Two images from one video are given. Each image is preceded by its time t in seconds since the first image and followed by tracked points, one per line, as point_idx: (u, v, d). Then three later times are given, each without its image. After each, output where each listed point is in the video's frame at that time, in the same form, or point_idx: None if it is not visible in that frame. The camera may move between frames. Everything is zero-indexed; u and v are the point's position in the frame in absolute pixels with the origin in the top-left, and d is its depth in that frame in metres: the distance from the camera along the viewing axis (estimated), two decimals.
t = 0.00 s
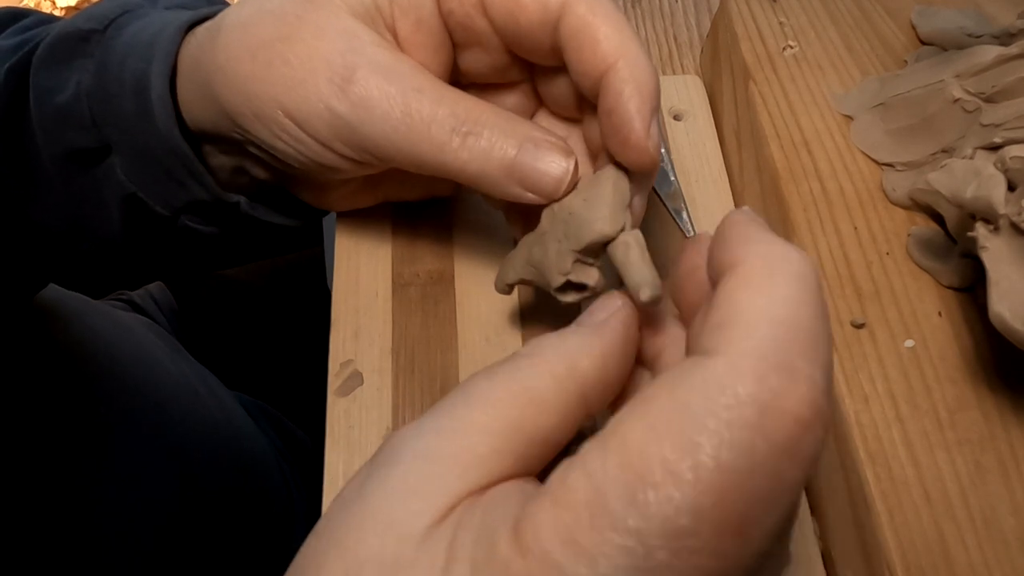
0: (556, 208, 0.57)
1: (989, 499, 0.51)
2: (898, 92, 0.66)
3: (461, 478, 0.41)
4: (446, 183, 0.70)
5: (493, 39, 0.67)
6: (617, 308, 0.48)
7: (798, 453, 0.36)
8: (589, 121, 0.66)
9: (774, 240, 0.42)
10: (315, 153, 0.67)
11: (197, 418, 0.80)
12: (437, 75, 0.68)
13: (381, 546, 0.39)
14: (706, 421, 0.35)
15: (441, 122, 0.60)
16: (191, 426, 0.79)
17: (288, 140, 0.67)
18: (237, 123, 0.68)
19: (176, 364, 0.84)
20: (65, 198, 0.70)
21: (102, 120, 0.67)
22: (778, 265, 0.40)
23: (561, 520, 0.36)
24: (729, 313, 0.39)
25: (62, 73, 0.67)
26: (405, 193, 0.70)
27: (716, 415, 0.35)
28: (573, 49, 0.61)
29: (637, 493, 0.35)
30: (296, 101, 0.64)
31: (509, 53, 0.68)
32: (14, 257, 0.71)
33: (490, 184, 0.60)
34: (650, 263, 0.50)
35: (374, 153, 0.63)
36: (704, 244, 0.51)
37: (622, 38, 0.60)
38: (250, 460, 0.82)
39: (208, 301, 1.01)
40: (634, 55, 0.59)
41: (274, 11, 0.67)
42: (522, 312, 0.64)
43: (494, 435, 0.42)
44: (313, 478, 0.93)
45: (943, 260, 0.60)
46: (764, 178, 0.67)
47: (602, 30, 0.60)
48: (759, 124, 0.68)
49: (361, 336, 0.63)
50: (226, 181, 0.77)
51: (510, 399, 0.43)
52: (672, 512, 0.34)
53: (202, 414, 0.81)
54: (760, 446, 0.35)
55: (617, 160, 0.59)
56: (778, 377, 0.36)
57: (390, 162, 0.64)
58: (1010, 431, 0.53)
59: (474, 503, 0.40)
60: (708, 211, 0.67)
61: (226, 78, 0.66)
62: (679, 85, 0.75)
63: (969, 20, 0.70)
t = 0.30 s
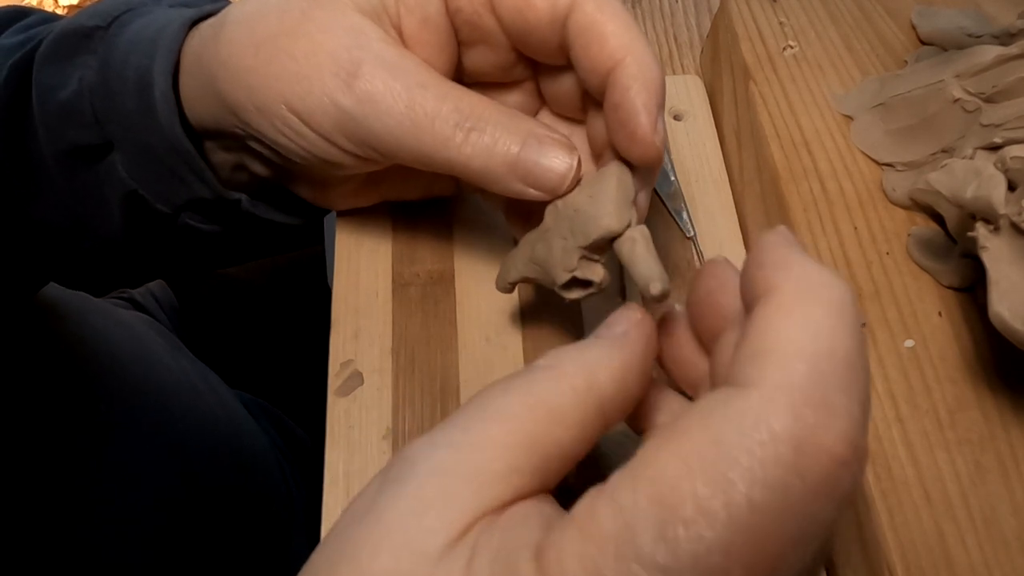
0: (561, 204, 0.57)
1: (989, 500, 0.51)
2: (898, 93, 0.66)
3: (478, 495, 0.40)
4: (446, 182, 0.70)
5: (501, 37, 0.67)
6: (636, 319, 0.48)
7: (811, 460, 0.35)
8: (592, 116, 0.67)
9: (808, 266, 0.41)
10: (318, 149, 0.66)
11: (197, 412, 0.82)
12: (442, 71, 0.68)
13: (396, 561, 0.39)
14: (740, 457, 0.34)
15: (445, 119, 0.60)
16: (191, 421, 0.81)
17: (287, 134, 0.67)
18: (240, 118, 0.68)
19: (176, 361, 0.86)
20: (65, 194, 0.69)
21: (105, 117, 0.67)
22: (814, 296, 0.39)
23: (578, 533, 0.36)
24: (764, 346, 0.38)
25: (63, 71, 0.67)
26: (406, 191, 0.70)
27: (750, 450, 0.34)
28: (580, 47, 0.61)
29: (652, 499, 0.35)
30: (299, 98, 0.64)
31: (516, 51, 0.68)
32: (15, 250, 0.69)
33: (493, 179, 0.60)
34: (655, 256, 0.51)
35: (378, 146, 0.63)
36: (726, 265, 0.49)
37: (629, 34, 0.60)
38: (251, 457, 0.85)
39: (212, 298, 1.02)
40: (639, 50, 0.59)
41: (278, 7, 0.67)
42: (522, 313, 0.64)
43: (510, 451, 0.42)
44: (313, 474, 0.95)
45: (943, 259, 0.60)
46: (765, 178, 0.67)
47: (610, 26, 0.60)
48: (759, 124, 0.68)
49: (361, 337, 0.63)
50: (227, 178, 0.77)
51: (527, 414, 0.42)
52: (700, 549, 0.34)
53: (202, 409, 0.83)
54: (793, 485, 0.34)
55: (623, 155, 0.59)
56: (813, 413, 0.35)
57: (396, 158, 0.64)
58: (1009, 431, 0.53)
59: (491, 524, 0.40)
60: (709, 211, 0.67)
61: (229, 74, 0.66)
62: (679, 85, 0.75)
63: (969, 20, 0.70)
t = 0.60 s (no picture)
0: (561, 213, 0.57)
1: (989, 499, 0.51)
2: (898, 92, 0.66)
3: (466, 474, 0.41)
4: (446, 185, 0.70)
5: (501, 41, 0.67)
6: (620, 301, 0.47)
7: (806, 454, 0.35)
8: (592, 124, 0.66)
9: (780, 237, 0.42)
10: (319, 152, 0.66)
11: (196, 412, 0.82)
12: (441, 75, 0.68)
13: (384, 538, 0.39)
14: (707, 418, 0.34)
15: (446, 127, 0.60)
16: (191, 421, 0.81)
17: (284, 134, 0.67)
18: (239, 120, 0.68)
19: (176, 361, 0.86)
20: (65, 193, 0.69)
21: (105, 117, 0.67)
22: (782, 263, 0.40)
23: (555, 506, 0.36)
24: (733, 310, 0.38)
25: (63, 71, 0.67)
26: (405, 193, 0.69)
27: (716, 411, 0.34)
28: (581, 55, 0.61)
29: (629, 473, 0.35)
30: (300, 99, 0.64)
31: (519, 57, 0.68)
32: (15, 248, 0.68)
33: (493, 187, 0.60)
34: (657, 269, 0.52)
35: (378, 151, 0.63)
36: (706, 249, 0.50)
37: (630, 43, 0.60)
38: (251, 457, 0.85)
39: (213, 297, 1.02)
40: (640, 59, 0.59)
41: (279, 8, 0.67)
42: (522, 316, 0.64)
43: (499, 430, 0.42)
44: (312, 474, 0.95)
45: (943, 260, 0.60)
46: (765, 178, 0.67)
47: (612, 35, 0.60)
48: (759, 123, 0.68)
49: (361, 337, 0.63)
50: (227, 179, 0.77)
51: (515, 396, 0.43)
52: (669, 507, 0.34)
53: (202, 409, 0.83)
54: (759, 442, 0.34)
55: (623, 165, 0.60)
56: (780, 372, 0.35)
57: (395, 164, 0.64)
58: (1009, 431, 0.53)
59: (478, 497, 0.40)
60: (708, 211, 0.67)
61: (229, 74, 0.66)
62: (679, 85, 0.75)
63: (969, 20, 0.70)
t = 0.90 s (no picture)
0: (559, 215, 0.57)
1: (989, 499, 0.51)
2: (898, 92, 0.66)
3: (469, 473, 0.41)
4: (445, 185, 0.69)
5: (496, 43, 0.67)
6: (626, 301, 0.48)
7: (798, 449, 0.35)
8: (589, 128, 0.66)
9: (777, 237, 0.42)
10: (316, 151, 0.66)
11: (196, 413, 0.82)
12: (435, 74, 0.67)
13: (385, 534, 0.39)
14: (704, 414, 0.35)
15: (445, 127, 0.60)
16: (190, 421, 0.81)
17: (280, 133, 0.67)
18: (238, 119, 0.68)
19: (176, 361, 0.86)
20: (65, 194, 0.69)
21: (104, 119, 0.67)
22: (780, 262, 0.40)
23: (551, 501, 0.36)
24: (731, 309, 0.39)
25: (62, 71, 0.67)
26: (404, 193, 0.69)
27: (714, 407, 0.35)
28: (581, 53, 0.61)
29: (626, 470, 0.35)
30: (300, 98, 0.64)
31: (513, 59, 0.68)
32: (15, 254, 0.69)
33: (490, 184, 0.60)
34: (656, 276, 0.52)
35: (375, 151, 0.63)
36: (689, 251, 0.52)
37: (627, 50, 0.60)
38: (251, 456, 0.86)
39: (214, 297, 1.02)
40: (637, 64, 0.60)
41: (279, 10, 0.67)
42: (522, 319, 0.64)
43: (502, 430, 0.42)
44: (312, 472, 0.95)
45: (943, 260, 0.60)
46: (765, 177, 0.67)
47: (607, 42, 0.60)
48: (759, 124, 0.68)
49: (361, 336, 0.63)
50: (226, 179, 0.77)
51: (520, 395, 0.43)
52: (667, 504, 0.34)
53: (201, 409, 0.83)
54: (758, 438, 0.35)
55: (620, 170, 0.60)
56: (777, 370, 0.36)
57: (392, 162, 0.64)
58: (1009, 431, 0.53)
59: (481, 494, 0.40)
60: (708, 211, 0.68)
61: (229, 74, 0.66)
62: (679, 85, 0.76)
63: (969, 20, 0.70)
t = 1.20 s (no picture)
0: (578, 218, 0.57)
1: (989, 500, 0.51)
2: (898, 93, 0.66)
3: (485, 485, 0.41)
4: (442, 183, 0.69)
5: (490, 49, 0.67)
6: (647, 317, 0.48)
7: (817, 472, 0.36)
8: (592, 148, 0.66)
9: (808, 257, 0.42)
10: (307, 151, 0.66)
11: (196, 412, 0.82)
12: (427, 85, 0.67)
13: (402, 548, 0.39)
14: (738, 442, 0.35)
15: (447, 134, 0.60)
16: (191, 420, 0.81)
17: (274, 130, 0.66)
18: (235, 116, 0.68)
19: (177, 359, 0.86)
20: (68, 191, 0.69)
21: (104, 116, 0.67)
22: (812, 287, 0.40)
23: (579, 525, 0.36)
24: (763, 334, 0.39)
25: (63, 69, 0.67)
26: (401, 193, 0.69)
27: (748, 436, 0.35)
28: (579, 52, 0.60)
29: (657, 494, 0.35)
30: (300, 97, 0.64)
31: (505, 64, 0.67)
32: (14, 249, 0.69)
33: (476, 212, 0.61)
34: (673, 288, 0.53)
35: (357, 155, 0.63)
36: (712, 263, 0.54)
37: (625, 70, 0.60)
38: (252, 457, 0.86)
39: (216, 296, 1.02)
40: (637, 81, 0.59)
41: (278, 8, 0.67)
42: (522, 324, 0.64)
43: (519, 441, 0.42)
44: (312, 471, 0.95)
45: (943, 260, 0.60)
46: (765, 178, 0.67)
47: (603, 62, 0.60)
48: (759, 124, 0.68)
49: (361, 336, 0.63)
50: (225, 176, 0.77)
51: (537, 406, 0.43)
52: (699, 531, 0.34)
53: (202, 408, 0.83)
54: (789, 466, 0.35)
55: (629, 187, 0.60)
56: (810, 400, 0.36)
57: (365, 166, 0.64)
58: (1009, 431, 0.53)
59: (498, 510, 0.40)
60: (708, 211, 0.68)
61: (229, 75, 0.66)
62: (679, 85, 0.76)
63: (969, 21, 0.70)
